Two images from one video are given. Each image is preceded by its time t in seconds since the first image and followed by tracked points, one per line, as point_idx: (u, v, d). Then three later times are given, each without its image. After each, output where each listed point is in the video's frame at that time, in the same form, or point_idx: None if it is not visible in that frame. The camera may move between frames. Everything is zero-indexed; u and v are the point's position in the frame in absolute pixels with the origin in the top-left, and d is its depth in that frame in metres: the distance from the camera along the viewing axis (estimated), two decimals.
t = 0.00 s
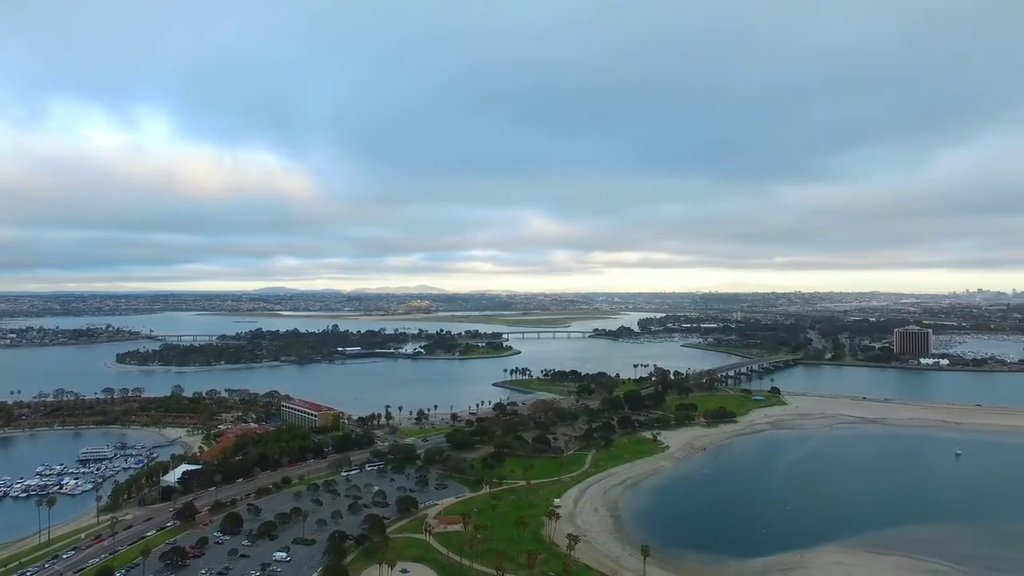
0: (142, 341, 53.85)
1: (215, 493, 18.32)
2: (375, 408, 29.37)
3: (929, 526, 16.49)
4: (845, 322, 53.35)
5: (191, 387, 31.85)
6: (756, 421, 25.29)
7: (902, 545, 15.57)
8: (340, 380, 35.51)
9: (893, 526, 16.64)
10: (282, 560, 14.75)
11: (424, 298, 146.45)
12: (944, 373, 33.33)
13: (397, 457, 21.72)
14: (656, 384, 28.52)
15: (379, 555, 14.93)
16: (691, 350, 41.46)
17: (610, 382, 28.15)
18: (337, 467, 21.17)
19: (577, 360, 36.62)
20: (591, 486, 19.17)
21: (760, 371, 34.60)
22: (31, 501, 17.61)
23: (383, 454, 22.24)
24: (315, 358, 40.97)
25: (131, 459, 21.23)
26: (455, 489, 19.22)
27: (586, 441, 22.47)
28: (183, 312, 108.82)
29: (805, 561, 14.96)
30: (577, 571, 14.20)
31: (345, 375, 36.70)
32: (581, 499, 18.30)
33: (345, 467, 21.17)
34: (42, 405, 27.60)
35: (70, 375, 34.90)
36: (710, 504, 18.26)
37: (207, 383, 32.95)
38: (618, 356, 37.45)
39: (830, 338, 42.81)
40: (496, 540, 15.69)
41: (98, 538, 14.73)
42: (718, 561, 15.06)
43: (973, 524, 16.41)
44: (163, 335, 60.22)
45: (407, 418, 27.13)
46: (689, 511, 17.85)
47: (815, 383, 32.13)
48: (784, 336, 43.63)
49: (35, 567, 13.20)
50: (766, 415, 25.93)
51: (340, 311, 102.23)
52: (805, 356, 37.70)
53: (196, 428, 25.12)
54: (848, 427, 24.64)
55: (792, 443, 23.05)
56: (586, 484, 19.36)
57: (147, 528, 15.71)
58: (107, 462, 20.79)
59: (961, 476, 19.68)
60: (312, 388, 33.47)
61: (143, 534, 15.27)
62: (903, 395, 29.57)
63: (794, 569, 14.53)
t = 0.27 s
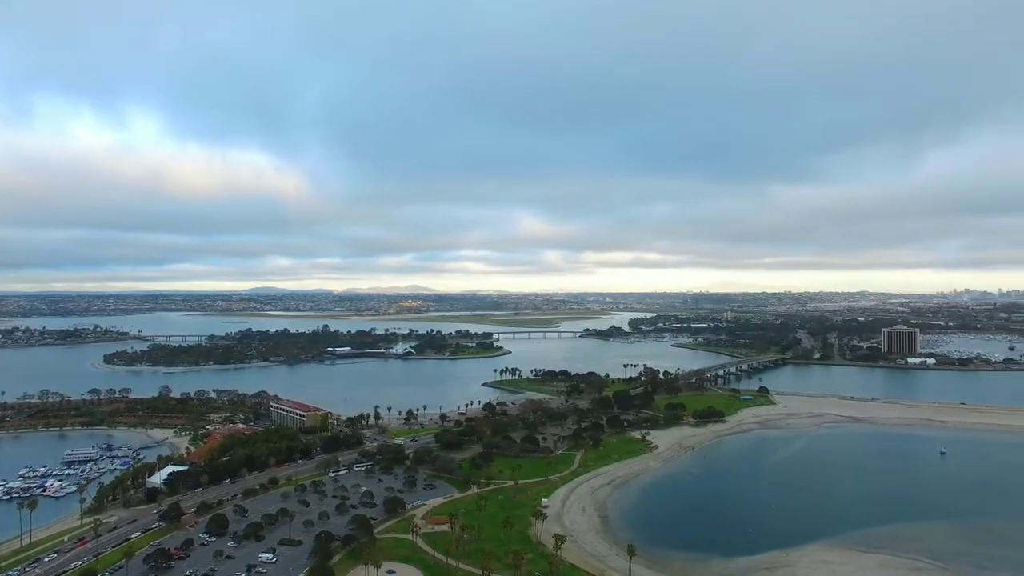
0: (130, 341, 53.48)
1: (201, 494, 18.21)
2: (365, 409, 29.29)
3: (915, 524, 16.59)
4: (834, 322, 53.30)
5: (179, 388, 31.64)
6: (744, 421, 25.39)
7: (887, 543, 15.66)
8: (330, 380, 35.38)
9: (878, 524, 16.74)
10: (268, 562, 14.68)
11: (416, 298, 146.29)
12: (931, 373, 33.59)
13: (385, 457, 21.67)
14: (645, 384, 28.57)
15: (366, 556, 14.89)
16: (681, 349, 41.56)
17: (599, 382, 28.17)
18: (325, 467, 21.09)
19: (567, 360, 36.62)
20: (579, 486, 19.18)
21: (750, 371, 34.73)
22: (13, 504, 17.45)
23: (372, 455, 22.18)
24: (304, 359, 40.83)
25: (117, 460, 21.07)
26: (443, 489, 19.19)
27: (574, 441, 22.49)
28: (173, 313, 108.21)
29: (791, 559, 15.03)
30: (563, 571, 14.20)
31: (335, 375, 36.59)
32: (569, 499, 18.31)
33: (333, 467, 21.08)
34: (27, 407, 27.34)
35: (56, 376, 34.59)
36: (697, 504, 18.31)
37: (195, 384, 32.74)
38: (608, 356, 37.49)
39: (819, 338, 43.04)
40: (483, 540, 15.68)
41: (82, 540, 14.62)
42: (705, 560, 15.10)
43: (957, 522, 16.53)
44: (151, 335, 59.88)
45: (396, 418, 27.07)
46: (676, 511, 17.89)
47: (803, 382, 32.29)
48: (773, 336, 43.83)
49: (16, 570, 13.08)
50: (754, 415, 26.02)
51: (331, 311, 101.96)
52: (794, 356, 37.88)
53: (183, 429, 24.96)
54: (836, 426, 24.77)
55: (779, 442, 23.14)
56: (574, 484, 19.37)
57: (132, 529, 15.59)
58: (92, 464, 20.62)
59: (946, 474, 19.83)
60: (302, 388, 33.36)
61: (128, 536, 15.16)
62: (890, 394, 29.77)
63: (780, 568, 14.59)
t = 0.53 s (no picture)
0: (120, 341, 53.20)
1: (189, 495, 18.11)
2: (356, 409, 29.21)
3: (901, 522, 16.69)
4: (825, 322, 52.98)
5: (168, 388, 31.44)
6: (734, 420, 25.46)
7: (874, 542, 15.73)
8: (321, 381, 35.26)
9: (866, 522, 16.82)
10: (256, 563, 14.60)
11: (409, 298, 146.11)
12: (919, 372, 33.81)
13: (375, 458, 21.61)
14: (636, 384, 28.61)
15: (353, 556, 14.83)
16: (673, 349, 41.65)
17: (590, 382, 28.18)
18: (314, 468, 21.01)
19: (558, 360, 36.61)
20: (568, 486, 19.18)
21: (740, 370, 34.83)
22: None
23: (362, 455, 22.10)
24: (295, 359, 40.71)
25: (104, 462, 20.93)
26: (432, 489, 19.15)
27: (565, 441, 22.49)
28: (164, 313, 107.67)
29: (778, 558, 15.08)
30: (551, 571, 14.19)
31: (326, 375, 36.48)
32: (559, 499, 18.31)
33: (323, 467, 21.00)
34: (15, 408, 27.13)
35: (43, 377, 34.34)
36: (686, 503, 18.34)
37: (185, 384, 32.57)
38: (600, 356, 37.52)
39: (809, 338, 43.22)
40: (472, 540, 15.66)
41: (66, 543, 14.51)
42: (693, 559, 15.14)
43: (943, 520, 16.64)
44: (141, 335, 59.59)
45: (387, 418, 27.01)
46: (665, 510, 17.92)
47: (794, 381, 32.42)
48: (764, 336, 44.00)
49: None
50: (744, 414, 26.10)
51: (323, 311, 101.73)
52: (785, 356, 38.03)
53: (172, 430, 24.82)
54: (825, 425, 24.88)
55: (768, 441, 23.21)
56: (563, 484, 19.37)
57: (118, 531, 15.49)
58: (78, 466, 20.48)
59: (933, 473, 19.95)
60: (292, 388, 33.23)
61: (114, 538, 15.06)
62: (879, 393, 29.93)
63: (767, 567, 14.64)
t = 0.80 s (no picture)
0: (108, 342, 52.82)
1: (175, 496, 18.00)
2: (344, 409, 29.06)
3: (887, 520, 16.78)
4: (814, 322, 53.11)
5: (156, 389, 31.24)
6: (723, 419, 25.54)
7: (859, 540, 15.82)
8: (310, 381, 35.13)
9: (852, 521, 16.91)
10: (241, 564, 14.52)
11: (401, 298, 145.89)
12: (907, 371, 34.04)
13: (363, 458, 21.54)
14: (626, 384, 28.65)
15: (339, 557, 14.76)
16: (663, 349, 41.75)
17: (579, 382, 28.20)
18: (302, 468, 20.91)
19: (548, 360, 36.61)
20: (556, 486, 19.18)
21: (730, 370, 34.95)
22: None
23: (349, 455, 22.02)
24: (285, 359, 40.55)
25: (89, 463, 20.79)
26: (420, 489, 19.12)
27: (553, 441, 22.49)
28: (154, 313, 107.04)
29: (764, 557, 15.13)
30: (538, 571, 14.19)
31: (315, 376, 36.35)
32: (547, 499, 18.31)
33: (311, 468, 20.90)
34: None
35: (29, 378, 34.05)
36: (673, 502, 18.39)
37: (173, 385, 32.35)
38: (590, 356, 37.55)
39: (798, 337, 43.45)
40: (459, 541, 15.62)
41: (49, 546, 14.40)
42: (679, 558, 15.18)
43: (927, 518, 16.75)
44: (130, 335, 59.23)
45: (376, 419, 26.93)
46: (652, 510, 17.95)
47: (783, 381, 32.57)
48: (754, 335, 44.19)
49: None
50: (733, 413, 26.19)
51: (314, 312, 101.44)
52: (774, 355, 38.22)
53: (159, 430, 24.64)
54: (812, 424, 25.01)
55: (756, 441, 23.30)
56: (551, 484, 19.37)
57: (102, 534, 15.37)
58: (63, 467, 20.32)
59: (918, 471, 20.09)
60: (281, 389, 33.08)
61: (97, 540, 14.95)
62: (866, 393, 30.13)
63: (753, 566, 14.70)
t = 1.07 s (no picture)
0: (97, 342, 52.48)
1: (163, 497, 17.89)
2: (334, 410, 28.95)
3: (874, 519, 16.87)
4: (804, 322, 53.46)
5: (145, 389, 31.06)
6: (713, 419, 25.60)
7: (847, 538, 15.90)
8: (301, 381, 35.01)
9: (839, 519, 16.99)
10: (228, 565, 14.43)
11: (393, 298, 145.68)
12: (896, 371, 34.27)
13: (353, 458, 21.47)
14: (617, 384, 28.69)
15: (327, 558, 14.70)
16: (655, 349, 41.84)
17: (570, 381, 28.22)
18: (291, 469, 20.81)
19: (539, 360, 36.62)
20: (546, 486, 19.17)
21: (721, 370, 35.07)
22: None
23: (339, 456, 21.95)
24: (276, 359, 40.40)
25: (76, 465, 20.63)
26: (409, 490, 19.08)
27: (543, 441, 22.49)
28: (144, 313, 106.43)
29: (751, 556, 15.18)
30: (526, 571, 14.18)
31: (306, 376, 36.24)
32: (536, 499, 18.30)
33: (300, 468, 20.81)
34: None
35: (17, 379, 33.76)
36: (662, 502, 18.41)
37: (162, 385, 32.17)
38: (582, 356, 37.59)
39: (789, 337, 43.66)
40: (448, 541, 15.59)
41: (33, 549, 14.29)
42: (667, 557, 15.21)
43: (914, 516, 16.86)
44: (119, 335, 58.88)
45: (366, 419, 26.87)
46: (642, 509, 17.97)
47: (773, 381, 32.71)
48: (745, 335, 44.37)
49: None
50: (723, 413, 26.28)
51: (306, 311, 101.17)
52: (765, 355, 38.38)
53: (148, 431, 24.48)
54: (802, 424, 25.13)
55: (746, 440, 23.38)
56: (541, 484, 19.37)
57: (87, 536, 15.26)
58: (49, 469, 20.16)
59: (906, 470, 20.21)
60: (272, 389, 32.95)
61: (82, 543, 14.83)
62: (856, 392, 30.30)
63: (740, 565, 14.74)
